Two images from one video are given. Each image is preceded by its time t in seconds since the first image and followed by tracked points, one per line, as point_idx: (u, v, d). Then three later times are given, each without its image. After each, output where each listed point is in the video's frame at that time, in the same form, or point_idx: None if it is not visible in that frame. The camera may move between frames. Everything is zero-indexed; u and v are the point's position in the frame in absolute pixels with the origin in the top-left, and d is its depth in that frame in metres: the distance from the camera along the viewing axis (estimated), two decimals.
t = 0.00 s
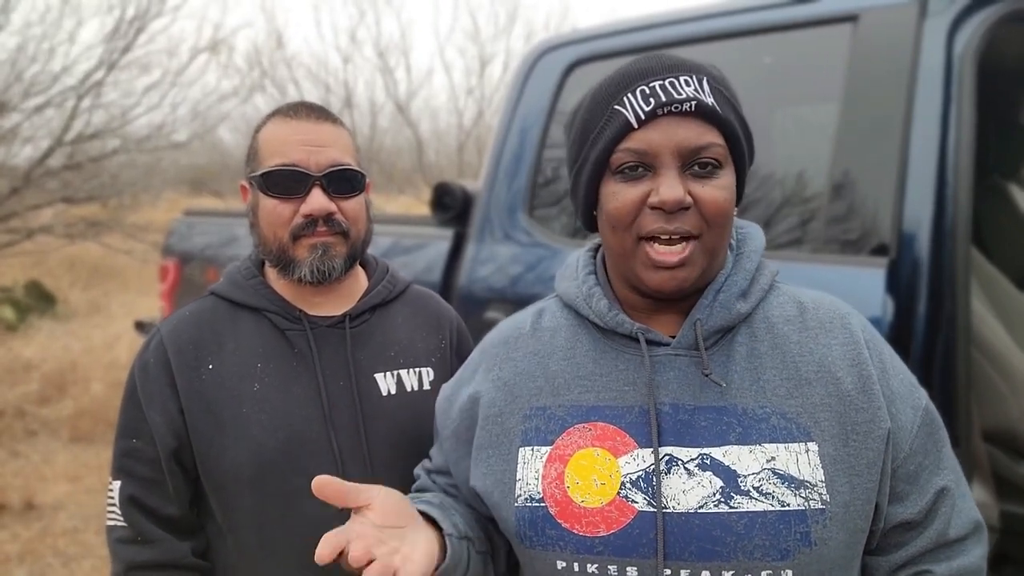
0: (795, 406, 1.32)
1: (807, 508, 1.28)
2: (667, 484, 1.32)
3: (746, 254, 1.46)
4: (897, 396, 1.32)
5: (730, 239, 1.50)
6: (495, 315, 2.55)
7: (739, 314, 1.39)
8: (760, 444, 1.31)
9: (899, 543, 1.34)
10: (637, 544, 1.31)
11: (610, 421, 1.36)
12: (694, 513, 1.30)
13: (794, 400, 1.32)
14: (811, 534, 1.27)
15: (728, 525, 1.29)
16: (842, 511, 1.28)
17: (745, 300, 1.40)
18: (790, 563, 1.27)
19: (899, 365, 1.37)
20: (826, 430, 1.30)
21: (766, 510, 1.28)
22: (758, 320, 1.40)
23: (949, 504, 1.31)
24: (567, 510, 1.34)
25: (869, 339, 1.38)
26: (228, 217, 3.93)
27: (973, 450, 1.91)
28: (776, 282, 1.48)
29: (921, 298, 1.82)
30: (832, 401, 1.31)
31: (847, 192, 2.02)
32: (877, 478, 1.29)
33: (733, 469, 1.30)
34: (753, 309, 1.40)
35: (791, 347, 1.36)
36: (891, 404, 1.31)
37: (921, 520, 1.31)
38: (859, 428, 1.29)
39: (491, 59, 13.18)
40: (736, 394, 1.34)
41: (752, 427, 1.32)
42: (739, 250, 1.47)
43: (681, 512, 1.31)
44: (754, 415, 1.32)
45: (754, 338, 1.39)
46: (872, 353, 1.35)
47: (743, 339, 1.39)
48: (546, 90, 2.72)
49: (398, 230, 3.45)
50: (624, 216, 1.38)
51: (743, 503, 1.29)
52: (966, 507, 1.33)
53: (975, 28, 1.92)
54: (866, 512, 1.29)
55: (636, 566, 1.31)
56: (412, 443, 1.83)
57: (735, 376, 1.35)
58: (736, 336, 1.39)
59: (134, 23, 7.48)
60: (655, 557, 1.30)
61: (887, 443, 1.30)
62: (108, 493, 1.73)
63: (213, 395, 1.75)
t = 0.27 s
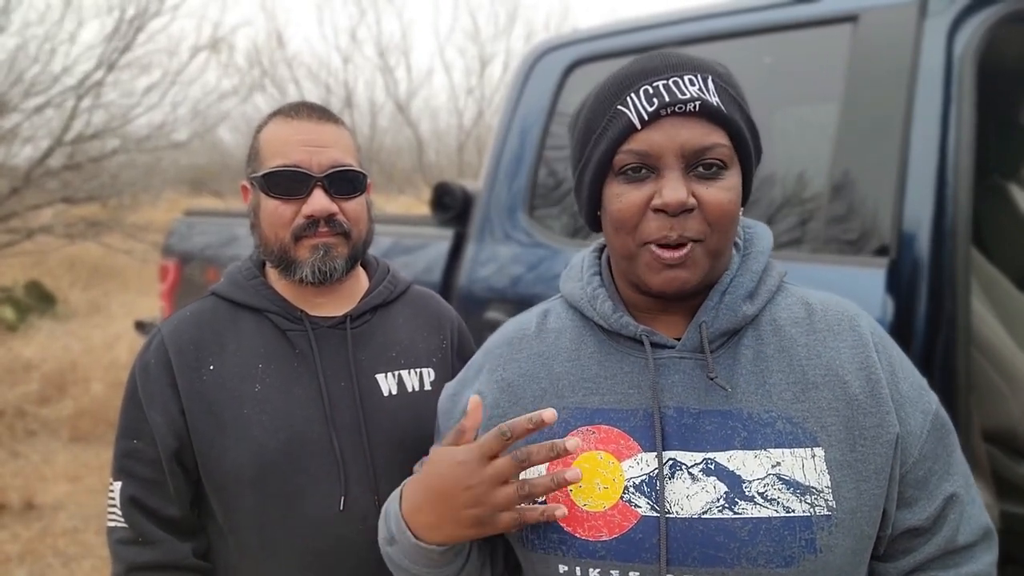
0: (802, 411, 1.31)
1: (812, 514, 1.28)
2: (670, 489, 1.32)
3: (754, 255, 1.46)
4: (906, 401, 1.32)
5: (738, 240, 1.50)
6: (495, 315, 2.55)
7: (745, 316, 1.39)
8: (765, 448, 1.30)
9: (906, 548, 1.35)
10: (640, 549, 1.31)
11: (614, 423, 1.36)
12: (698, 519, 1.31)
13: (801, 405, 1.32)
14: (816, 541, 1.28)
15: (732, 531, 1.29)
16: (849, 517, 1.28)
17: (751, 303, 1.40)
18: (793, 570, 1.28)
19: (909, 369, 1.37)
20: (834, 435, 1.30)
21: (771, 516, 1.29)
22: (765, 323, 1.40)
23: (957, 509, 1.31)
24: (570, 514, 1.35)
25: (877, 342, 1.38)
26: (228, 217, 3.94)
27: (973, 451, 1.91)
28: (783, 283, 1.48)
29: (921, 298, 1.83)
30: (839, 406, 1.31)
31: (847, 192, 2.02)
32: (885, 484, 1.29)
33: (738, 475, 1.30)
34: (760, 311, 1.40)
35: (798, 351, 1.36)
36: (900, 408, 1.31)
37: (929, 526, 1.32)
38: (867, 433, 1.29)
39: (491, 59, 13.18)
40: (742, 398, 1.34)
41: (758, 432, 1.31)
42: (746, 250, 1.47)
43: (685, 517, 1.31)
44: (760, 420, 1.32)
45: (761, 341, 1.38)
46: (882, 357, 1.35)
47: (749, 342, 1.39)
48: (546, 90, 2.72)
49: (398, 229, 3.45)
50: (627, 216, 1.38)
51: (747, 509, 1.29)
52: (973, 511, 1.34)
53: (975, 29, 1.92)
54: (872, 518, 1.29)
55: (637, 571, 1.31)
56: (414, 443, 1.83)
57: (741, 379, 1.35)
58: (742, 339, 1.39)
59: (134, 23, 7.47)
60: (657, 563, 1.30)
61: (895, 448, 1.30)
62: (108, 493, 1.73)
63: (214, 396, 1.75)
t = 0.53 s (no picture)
0: (810, 414, 1.31)
1: (822, 517, 1.27)
2: (679, 492, 1.32)
3: (762, 257, 1.46)
4: (915, 403, 1.31)
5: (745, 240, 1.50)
6: (495, 315, 2.55)
7: (754, 318, 1.38)
8: (773, 452, 1.30)
9: (916, 552, 1.34)
10: (648, 553, 1.31)
11: (621, 426, 1.37)
12: (707, 523, 1.30)
13: (809, 408, 1.31)
14: (826, 545, 1.27)
15: (742, 535, 1.29)
16: (858, 521, 1.27)
17: (759, 304, 1.40)
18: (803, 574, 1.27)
19: (918, 371, 1.36)
20: (842, 438, 1.29)
21: (781, 520, 1.28)
22: (773, 324, 1.40)
23: (967, 513, 1.30)
24: (577, 518, 1.35)
25: (886, 344, 1.37)
26: (228, 217, 3.94)
27: (974, 452, 1.91)
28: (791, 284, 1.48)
29: (921, 298, 1.83)
30: (848, 409, 1.30)
31: (847, 193, 2.03)
32: (894, 488, 1.28)
33: (747, 478, 1.30)
34: (768, 313, 1.40)
35: (806, 353, 1.35)
36: (909, 411, 1.30)
37: (939, 530, 1.30)
38: (876, 436, 1.28)
39: (491, 59, 13.19)
40: (750, 401, 1.34)
41: (766, 435, 1.31)
42: (754, 251, 1.48)
43: (694, 521, 1.31)
44: (769, 423, 1.32)
45: (769, 343, 1.38)
46: (890, 358, 1.34)
47: (757, 345, 1.39)
48: (546, 91, 2.73)
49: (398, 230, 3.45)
50: (636, 218, 1.39)
51: (756, 512, 1.29)
52: (984, 516, 1.32)
53: (976, 29, 1.92)
54: (882, 522, 1.28)
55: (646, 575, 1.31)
56: (415, 443, 1.83)
57: (749, 382, 1.35)
58: (750, 341, 1.39)
59: (134, 24, 7.48)
60: (666, 566, 1.30)
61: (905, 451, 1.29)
62: (109, 495, 1.73)
63: (215, 398, 1.75)
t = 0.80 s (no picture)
0: (814, 415, 1.31)
1: (824, 520, 1.27)
2: (681, 494, 1.32)
3: (765, 256, 1.46)
4: (919, 404, 1.30)
5: (750, 240, 1.50)
6: (495, 316, 2.55)
7: (757, 319, 1.38)
8: (776, 453, 1.30)
9: (920, 553, 1.33)
10: (649, 554, 1.31)
11: (623, 427, 1.37)
12: (709, 524, 1.30)
13: (813, 409, 1.31)
14: (828, 547, 1.27)
15: (744, 537, 1.29)
16: (861, 523, 1.27)
17: (763, 305, 1.39)
18: None
19: (923, 371, 1.35)
20: (846, 440, 1.29)
21: (783, 522, 1.28)
22: (777, 325, 1.40)
23: (970, 514, 1.30)
24: (579, 518, 1.35)
25: (890, 345, 1.36)
26: (229, 217, 3.94)
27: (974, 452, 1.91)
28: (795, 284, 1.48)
29: (922, 299, 1.83)
30: (852, 410, 1.29)
31: (847, 193, 2.02)
32: (898, 490, 1.27)
33: (750, 480, 1.30)
34: (771, 314, 1.40)
35: (810, 354, 1.35)
36: (914, 412, 1.30)
37: (943, 532, 1.30)
38: (880, 438, 1.28)
39: (491, 59, 13.19)
40: (754, 402, 1.33)
41: (769, 437, 1.31)
42: (758, 251, 1.48)
43: (697, 522, 1.31)
44: (772, 424, 1.32)
45: (773, 344, 1.38)
46: (894, 359, 1.34)
47: (760, 345, 1.38)
48: (546, 91, 2.72)
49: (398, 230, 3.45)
50: (638, 220, 1.38)
51: (759, 514, 1.29)
52: (987, 517, 1.32)
53: (976, 29, 1.92)
54: (886, 524, 1.28)
55: None
56: (415, 444, 1.83)
57: (752, 383, 1.35)
58: (753, 342, 1.39)
59: (134, 24, 7.48)
60: (668, 567, 1.31)
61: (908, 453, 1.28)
62: (109, 496, 1.73)
63: (215, 399, 1.75)
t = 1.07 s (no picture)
0: (814, 415, 1.30)
1: (824, 520, 1.27)
2: (681, 494, 1.32)
3: (765, 253, 1.46)
4: (920, 404, 1.30)
5: (750, 238, 1.50)
6: (494, 315, 2.55)
7: (757, 318, 1.38)
8: (776, 453, 1.30)
9: (921, 554, 1.33)
10: (649, 553, 1.31)
11: (623, 427, 1.36)
12: (709, 524, 1.30)
13: (813, 409, 1.31)
14: (828, 547, 1.26)
15: (743, 537, 1.29)
16: (861, 523, 1.27)
17: (763, 304, 1.39)
18: None
19: (924, 371, 1.35)
20: (846, 440, 1.29)
21: (783, 522, 1.28)
22: (776, 324, 1.39)
23: (971, 515, 1.30)
24: (579, 518, 1.35)
25: (891, 344, 1.36)
26: (228, 217, 3.94)
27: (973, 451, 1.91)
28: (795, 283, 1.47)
29: (921, 298, 1.82)
30: (852, 410, 1.29)
31: (847, 192, 2.02)
32: (898, 490, 1.27)
33: (749, 480, 1.29)
34: (771, 313, 1.39)
35: (810, 353, 1.34)
36: (914, 412, 1.30)
37: (944, 532, 1.30)
38: (880, 437, 1.28)
39: (491, 58, 13.18)
40: (754, 402, 1.33)
41: (769, 437, 1.31)
42: (758, 249, 1.47)
43: (696, 522, 1.31)
44: (772, 424, 1.31)
45: (773, 343, 1.37)
46: (895, 359, 1.33)
47: (760, 345, 1.38)
48: (546, 90, 2.72)
49: (398, 229, 3.45)
50: (637, 218, 1.38)
51: (758, 514, 1.28)
52: (987, 517, 1.32)
53: (976, 27, 1.92)
54: (886, 524, 1.27)
55: None
56: (415, 444, 1.83)
57: (752, 382, 1.35)
58: (753, 341, 1.38)
59: (134, 23, 7.47)
60: (667, 567, 1.30)
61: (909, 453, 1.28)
62: (108, 497, 1.73)
63: (214, 399, 1.75)
